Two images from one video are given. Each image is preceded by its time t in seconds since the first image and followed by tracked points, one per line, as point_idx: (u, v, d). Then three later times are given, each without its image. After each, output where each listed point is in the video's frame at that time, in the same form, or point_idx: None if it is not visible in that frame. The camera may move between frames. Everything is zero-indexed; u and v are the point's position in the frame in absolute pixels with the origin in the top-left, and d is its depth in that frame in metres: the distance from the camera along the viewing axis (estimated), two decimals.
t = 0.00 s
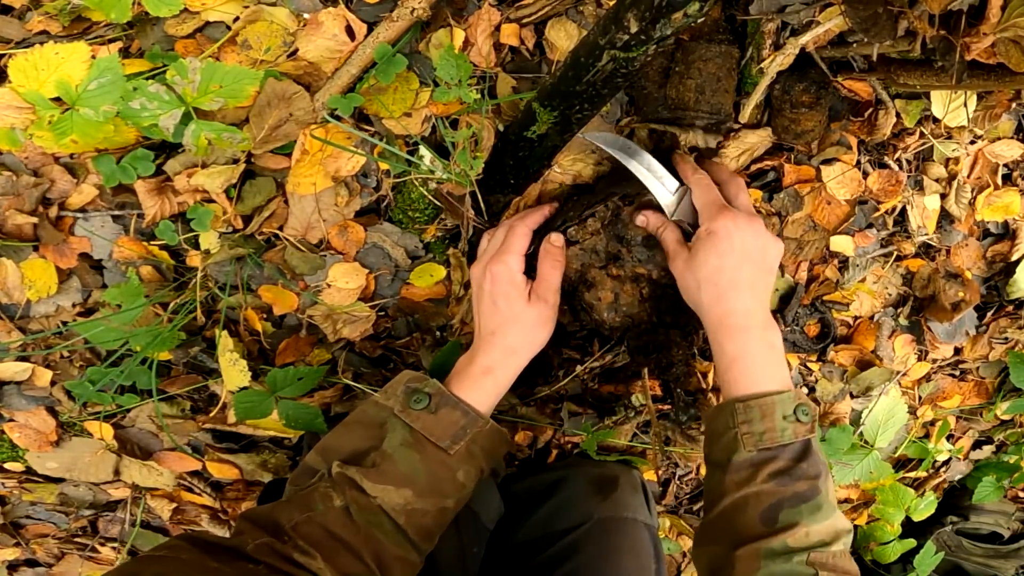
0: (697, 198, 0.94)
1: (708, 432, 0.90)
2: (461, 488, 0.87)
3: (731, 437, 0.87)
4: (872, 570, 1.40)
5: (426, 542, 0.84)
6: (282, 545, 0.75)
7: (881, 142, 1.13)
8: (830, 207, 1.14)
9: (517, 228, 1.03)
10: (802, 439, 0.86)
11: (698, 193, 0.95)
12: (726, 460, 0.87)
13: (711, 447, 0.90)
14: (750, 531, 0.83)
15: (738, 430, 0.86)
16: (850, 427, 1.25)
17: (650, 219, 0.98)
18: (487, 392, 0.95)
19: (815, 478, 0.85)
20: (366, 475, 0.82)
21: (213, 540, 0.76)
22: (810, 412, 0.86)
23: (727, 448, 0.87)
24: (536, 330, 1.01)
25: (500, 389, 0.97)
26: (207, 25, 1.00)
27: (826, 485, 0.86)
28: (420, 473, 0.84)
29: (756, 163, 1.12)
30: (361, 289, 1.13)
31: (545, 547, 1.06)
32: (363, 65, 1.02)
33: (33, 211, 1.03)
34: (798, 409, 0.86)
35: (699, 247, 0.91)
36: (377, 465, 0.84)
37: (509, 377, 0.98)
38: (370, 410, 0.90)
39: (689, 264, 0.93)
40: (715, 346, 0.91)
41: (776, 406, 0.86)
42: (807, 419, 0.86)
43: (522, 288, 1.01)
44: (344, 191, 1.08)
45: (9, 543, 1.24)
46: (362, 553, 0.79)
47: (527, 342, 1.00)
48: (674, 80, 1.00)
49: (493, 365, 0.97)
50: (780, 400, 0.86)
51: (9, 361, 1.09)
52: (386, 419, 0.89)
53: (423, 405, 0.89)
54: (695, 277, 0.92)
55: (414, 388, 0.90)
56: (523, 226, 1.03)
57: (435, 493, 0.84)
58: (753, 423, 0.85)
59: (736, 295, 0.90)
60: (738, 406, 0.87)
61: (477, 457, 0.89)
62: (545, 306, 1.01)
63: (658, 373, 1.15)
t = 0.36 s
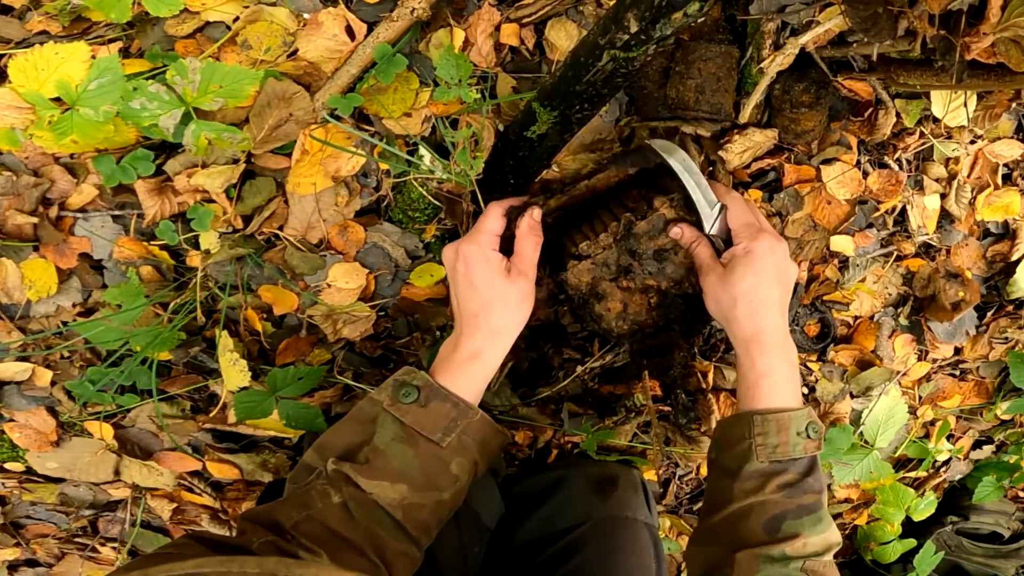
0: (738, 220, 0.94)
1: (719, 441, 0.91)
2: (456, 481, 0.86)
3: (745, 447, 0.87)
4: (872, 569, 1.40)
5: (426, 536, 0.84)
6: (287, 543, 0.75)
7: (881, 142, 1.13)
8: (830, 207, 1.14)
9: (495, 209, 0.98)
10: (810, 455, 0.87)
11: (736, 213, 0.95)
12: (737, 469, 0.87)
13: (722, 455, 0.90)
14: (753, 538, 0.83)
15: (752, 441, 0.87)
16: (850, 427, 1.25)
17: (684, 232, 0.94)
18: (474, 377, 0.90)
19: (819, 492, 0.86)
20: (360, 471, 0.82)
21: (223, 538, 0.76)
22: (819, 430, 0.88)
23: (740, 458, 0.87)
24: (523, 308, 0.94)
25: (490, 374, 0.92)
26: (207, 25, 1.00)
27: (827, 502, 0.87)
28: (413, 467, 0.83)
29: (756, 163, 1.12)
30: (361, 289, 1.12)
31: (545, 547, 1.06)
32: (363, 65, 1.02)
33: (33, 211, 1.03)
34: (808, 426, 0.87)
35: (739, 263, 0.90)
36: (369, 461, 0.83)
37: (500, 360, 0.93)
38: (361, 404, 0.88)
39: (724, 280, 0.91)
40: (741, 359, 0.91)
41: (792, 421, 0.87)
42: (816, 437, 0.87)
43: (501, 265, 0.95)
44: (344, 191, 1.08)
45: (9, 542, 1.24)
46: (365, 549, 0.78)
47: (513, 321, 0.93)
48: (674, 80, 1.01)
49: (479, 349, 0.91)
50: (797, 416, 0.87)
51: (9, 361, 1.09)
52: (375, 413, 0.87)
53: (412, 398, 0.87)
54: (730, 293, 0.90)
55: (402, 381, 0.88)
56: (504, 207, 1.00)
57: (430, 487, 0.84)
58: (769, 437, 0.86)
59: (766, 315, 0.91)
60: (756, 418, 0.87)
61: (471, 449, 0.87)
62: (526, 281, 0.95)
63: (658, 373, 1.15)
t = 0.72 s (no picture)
0: (762, 251, 0.97)
1: (729, 455, 0.93)
2: (451, 481, 0.85)
3: (753, 461, 0.90)
4: (872, 569, 1.40)
5: (422, 537, 0.83)
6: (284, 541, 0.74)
7: (881, 142, 1.14)
8: (831, 207, 1.14)
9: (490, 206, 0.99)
10: (812, 472, 0.90)
11: (760, 243, 0.97)
12: (744, 482, 0.90)
13: (732, 468, 0.92)
14: (758, 549, 0.86)
15: (760, 457, 0.89)
16: (850, 427, 1.25)
17: (704, 256, 0.94)
18: (468, 371, 0.90)
19: (820, 507, 0.89)
20: (353, 471, 0.81)
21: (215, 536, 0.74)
22: (821, 448, 0.91)
23: (747, 471, 0.90)
24: (518, 302, 0.93)
25: (486, 366, 0.92)
26: (207, 25, 1.01)
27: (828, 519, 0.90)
28: (408, 467, 0.83)
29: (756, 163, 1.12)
30: (361, 289, 1.12)
31: (544, 546, 1.06)
32: (363, 65, 1.02)
33: (33, 211, 1.03)
34: (812, 446, 0.91)
35: (757, 295, 0.94)
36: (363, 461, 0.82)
37: (496, 353, 0.93)
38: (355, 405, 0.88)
39: (742, 310, 0.94)
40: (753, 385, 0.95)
41: (797, 440, 0.90)
42: (818, 455, 0.91)
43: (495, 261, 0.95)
44: (344, 191, 1.08)
45: (9, 542, 1.24)
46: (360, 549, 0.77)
47: (506, 314, 0.93)
48: (674, 80, 1.01)
49: (472, 343, 0.92)
50: (802, 435, 0.90)
51: (9, 361, 1.09)
52: (369, 413, 0.87)
53: (406, 399, 0.87)
54: (748, 323, 0.94)
55: (395, 381, 0.88)
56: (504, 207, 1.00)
57: (424, 488, 0.83)
58: (776, 453, 0.88)
59: (779, 344, 0.94)
60: (764, 435, 0.90)
61: (466, 449, 0.86)
62: (519, 275, 0.94)
63: (659, 375, 1.15)
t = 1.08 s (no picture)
0: (773, 284, 0.99)
1: (727, 478, 0.96)
2: (453, 478, 0.85)
3: (750, 485, 0.93)
4: (872, 570, 1.40)
5: (422, 535, 0.83)
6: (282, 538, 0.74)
7: (881, 142, 1.14)
8: (831, 207, 1.15)
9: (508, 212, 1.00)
10: (806, 497, 0.93)
11: (771, 277, 1.00)
12: (741, 507, 0.93)
13: (729, 491, 0.95)
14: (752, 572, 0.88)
15: (757, 482, 0.92)
16: (850, 427, 1.24)
17: (714, 283, 0.97)
18: (468, 364, 0.90)
19: (813, 531, 0.92)
20: (354, 466, 0.81)
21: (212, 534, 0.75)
22: (814, 473, 0.94)
23: (745, 495, 0.93)
24: (519, 302, 0.95)
25: (490, 364, 0.91)
26: (207, 25, 1.01)
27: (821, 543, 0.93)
28: (409, 463, 0.83)
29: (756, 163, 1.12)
30: (361, 289, 1.13)
31: (544, 545, 1.06)
32: (363, 65, 1.02)
33: (33, 211, 1.03)
34: (806, 472, 0.93)
35: (764, 326, 0.96)
36: (364, 456, 0.82)
37: (498, 352, 0.92)
38: (359, 400, 0.88)
39: (748, 339, 0.96)
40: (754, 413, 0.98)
41: (793, 466, 0.93)
42: (813, 480, 0.93)
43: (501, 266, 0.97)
44: (344, 191, 1.08)
45: (9, 543, 1.24)
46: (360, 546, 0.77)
47: (507, 314, 0.94)
48: (675, 80, 1.00)
49: (472, 339, 0.92)
50: (799, 461, 0.93)
51: (9, 361, 1.09)
52: (372, 408, 0.87)
53: (410, 394, 0.86)
54: (753, 353, 0.96)
55: (400, 376, 0.88)
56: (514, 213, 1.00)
57: (425, 484, 0.83)
58: (774, 480, 0.91)
59: (780, 373, 0.96)
60: (762, 461, 0.93)
61: (468, 446, 0.86)
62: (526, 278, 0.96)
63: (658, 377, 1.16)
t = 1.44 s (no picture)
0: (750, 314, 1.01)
1: (683, 502, 0.98)
2: (426, 486, 0.84)
3: (708, 510, 0.95)
4: (872, 570, 1.40)
5: (395, 539, 0.84)
6: (254, 547, 0.78)
7: (881, 142, 1.13)
8: (831, 207, 1.15)
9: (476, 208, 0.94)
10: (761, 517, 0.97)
11: (755, 310, 1.01)
12: (701, 530, 0.94)
13: (684, 515, 0.97)
14: None
15: (716, 505, 0.95)
16: (850, 427, 1.25)
17: (684, 305, 1.01)
18: (445, 375, 0.87)
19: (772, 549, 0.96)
20: (319, 478, 0.81)
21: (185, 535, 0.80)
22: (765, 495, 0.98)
23: (701, 520, 0.95)
24: (492, 310, 0.90)
25: (470, 373, 0.89)
26: (207, 26, 1.01)
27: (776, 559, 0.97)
28: (377, 476, 0.82)
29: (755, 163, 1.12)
30: (361, 289, 1.13)
31: (537, 544, 1.06)
32: (362, 65, 1.02)
33: (34, 212, 1.03)
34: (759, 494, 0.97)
35: (732, 356, 0.99)
36: (331, 468, 0.82)
37: (476, 361, 0.89)
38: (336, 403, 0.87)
39: (711, 365, 0.99)
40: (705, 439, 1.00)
41: (748, 487, 0.96)
42: (764, 500, 0.97)
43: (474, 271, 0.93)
44: (344, 192, 1.08)
45: (10, 543, 1.25)
46: (329, 554, 0.80)
47: (480, 324, 0.90)
48: (674, 80, 1.01)
49: (445, 352, 0.89)
50: (752, 483, 0.96)
51: (10, 361, 1.09)
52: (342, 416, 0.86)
53: (377, 405, 0.84)
54: (714, 379, 0.98)
55: (369, 386, 0.85)
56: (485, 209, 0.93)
57: (395, 494, 0.82)
58: (730, 506, 0.94)
59: (736, 401, 0.99)
60: (719, 485, 0.95)
61: (441, 454, 0.85)
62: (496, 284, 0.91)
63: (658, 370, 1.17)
